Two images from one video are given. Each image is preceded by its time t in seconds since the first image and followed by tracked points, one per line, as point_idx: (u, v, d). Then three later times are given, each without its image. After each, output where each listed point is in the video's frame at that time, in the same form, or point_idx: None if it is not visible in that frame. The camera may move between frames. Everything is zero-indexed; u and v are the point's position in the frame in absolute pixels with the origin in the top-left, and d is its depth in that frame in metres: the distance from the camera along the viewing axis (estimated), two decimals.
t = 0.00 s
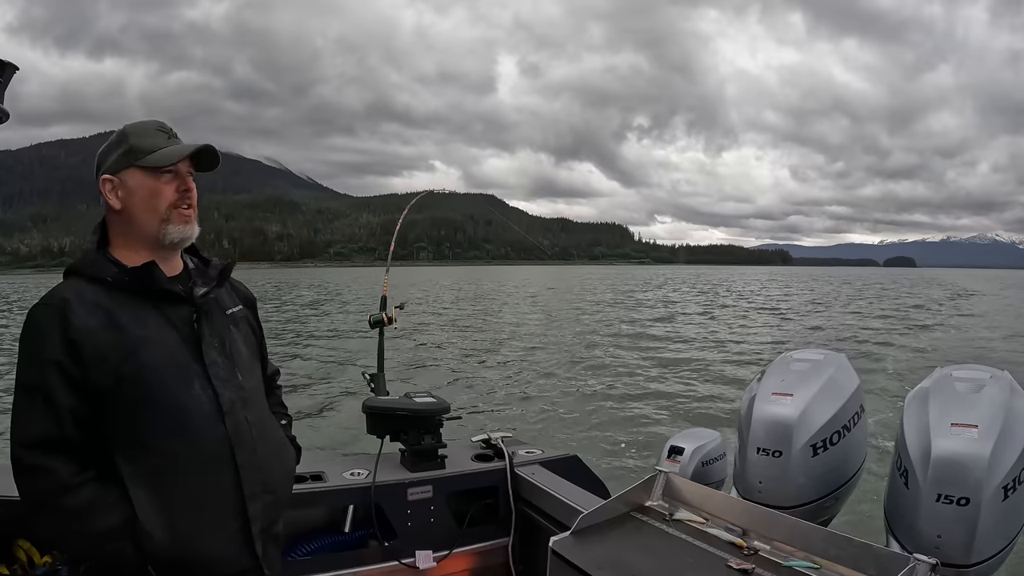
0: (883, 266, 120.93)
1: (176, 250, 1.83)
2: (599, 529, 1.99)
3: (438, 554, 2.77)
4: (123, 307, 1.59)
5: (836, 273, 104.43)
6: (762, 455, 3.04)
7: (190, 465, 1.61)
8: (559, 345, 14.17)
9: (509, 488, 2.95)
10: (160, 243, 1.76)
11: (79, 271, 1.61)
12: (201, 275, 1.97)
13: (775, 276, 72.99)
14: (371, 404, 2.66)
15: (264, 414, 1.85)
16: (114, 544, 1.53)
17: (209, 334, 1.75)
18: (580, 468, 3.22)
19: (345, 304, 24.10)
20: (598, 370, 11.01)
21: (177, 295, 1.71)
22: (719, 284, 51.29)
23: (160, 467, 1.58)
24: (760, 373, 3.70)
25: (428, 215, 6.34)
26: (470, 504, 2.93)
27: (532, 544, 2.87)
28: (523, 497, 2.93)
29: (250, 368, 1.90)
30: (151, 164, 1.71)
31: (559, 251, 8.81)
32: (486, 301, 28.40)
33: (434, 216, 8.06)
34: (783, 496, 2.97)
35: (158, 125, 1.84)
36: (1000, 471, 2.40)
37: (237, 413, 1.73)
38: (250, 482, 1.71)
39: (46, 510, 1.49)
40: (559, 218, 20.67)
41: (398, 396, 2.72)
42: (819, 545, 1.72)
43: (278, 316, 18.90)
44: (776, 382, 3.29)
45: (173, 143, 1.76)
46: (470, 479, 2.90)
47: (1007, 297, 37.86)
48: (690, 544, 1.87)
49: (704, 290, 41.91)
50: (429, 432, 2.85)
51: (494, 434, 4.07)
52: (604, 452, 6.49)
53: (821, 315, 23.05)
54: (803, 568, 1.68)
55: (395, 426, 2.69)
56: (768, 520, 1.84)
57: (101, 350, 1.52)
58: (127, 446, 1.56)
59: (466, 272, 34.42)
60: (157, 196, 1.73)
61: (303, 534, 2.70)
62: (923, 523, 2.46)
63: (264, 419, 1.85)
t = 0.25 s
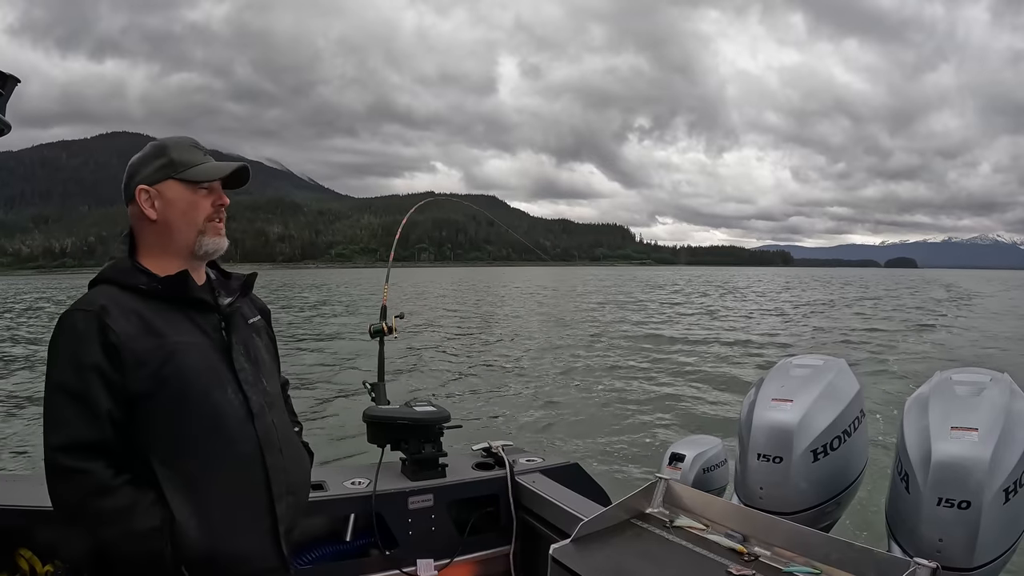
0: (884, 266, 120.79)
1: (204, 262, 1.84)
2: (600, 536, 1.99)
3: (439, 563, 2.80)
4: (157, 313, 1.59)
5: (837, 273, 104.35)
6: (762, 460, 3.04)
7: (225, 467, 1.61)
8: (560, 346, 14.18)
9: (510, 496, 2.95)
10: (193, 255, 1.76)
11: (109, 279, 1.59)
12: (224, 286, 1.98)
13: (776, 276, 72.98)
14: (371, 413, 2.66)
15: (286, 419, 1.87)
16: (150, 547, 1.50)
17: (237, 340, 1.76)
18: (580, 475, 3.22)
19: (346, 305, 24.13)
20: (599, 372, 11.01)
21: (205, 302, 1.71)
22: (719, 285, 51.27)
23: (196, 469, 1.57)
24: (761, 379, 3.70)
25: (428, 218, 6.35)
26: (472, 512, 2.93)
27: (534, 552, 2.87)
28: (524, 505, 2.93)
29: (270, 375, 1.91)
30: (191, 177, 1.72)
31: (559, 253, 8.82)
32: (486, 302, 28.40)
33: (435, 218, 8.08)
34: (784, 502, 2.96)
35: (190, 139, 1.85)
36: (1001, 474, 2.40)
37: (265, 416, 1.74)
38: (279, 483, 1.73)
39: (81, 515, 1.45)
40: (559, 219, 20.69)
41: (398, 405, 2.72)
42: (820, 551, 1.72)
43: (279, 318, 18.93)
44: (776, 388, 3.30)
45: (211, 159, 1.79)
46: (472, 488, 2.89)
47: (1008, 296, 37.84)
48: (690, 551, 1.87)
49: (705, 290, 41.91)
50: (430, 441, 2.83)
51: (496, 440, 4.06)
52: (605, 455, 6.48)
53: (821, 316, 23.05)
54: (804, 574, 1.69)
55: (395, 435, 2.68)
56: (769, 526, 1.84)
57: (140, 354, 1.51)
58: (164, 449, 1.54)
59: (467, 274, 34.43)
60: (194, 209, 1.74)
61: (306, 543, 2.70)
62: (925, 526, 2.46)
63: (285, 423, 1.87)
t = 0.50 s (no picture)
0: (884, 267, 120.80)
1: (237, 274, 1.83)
2: (601, 541, 1.99)
3: (442, 568, 2.79)
4: (199, 315, 1.58)
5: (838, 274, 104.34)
6: (763, 466, 3.04)
7: (267, 465, 1.59)
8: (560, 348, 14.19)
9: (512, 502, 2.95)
10: (232, 266, 1.76)
11: (149, 284, 1.57)
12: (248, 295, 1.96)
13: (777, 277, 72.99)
14: (372, 420, 2.66)
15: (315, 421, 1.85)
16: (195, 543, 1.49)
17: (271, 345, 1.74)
18: (581, 481, 3.21)
19: (347, 306, 24.17)
20: (599, 374, 11.02)
21: (242, 308, 1.70)
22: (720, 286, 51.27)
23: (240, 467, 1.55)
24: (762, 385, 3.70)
25: (429, 220, 6.36)
26: (473, 519, 2.92)
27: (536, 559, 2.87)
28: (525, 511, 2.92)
29: (298, 380, 1.90)
30: (234, 190, 1.74)
31: (560, 255, 8.83)
32: (486, 304, 28.42)
33: (435, 220, 8.10)
34: (786, 507, 2.96)
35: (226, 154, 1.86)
36: (1002, 477, 2.40)
37: (300, 418, 1.72)
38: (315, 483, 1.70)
39: (129, 514, 1.43)
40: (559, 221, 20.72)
41: (399, 411, 2.72)
42: (820, 555, 1.72)
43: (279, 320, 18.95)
44: (776, 394, 3.30)
45: (252, 176, 1.83)
46: (473, 495, 2.89)
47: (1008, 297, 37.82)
48: (691, 556, 1.87)
49: (705, 292, 41.93)
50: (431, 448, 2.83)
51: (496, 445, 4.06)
52: (606, 458, 6.49)
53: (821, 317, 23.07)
54: None
55: (397, 442, 2.67)
56: (770, 530, 1.84)
57: (186, 354, 1.49)
58: (209, 448, 1.52)
59: (467, 275, 34.48)
60: (236, 221, 1.75)
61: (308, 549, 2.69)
62: (925, 530, 2.46)
63: (315, 427, 1.85)
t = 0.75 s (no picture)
0: (885, 268, 120.79)
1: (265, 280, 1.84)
2: (602, 544, 1.99)
3: (443, 570, 2.78)
4: (239, 313, 1.60)
5: (839, 276, 104.24)
6: (764, 468, 3.04)
7: (309, 458, 1.61)
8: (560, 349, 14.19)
9: (512, 504, 2.95)
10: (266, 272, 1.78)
11: (188, 283, 1.58)
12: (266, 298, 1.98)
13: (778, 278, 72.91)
14: (374, 422, 2.66)
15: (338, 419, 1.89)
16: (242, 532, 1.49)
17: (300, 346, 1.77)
18: (582, 484, 3.21)
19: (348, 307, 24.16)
20: (600, 375, 11.02)
21: (273, 309, 1.73)
22: (722, 288, 51.18)
23: (285, 459, 1.56)
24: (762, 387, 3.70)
25: (430, 221, 6.36)
26: (474, 521, 2.92)
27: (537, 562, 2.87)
28: (526, 513, 2.93)
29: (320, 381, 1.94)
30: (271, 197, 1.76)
31: (561, 256, 8.83)
32: (488, 305, 28.40)
33: (437, 221, 8.10)
34: (787, 510, 2.96)
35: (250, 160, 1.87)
36: (1002, 479, 2.40)
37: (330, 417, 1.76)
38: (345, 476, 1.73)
39: (180, 504, 1.43)
40: (560, 222, 20.73)
41: (400, 414, 2.72)
42: (821, 557, 1.72)
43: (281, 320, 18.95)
44: (777, 397, 3.30)
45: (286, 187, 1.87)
46: (474, 497, 2.90)
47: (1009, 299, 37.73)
48: (692, 559, 1.87)
49: (706, 293, 41.92)
50: (433, 450, 2.83)
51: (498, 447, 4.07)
52: (607, 460, 6.49)
53: (822, 319, 23.03)
54: None
55: (398, 443, 2.67)
56: (771, 534, 1.84)
57: (235, 350, 1.51)
58: (256, 441, 1.54)
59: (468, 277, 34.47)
60: (273, 228, 1.78)
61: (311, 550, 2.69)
62: (926, 532, 2.46)
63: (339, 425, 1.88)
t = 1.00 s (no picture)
0: (886, 269, 120.77)
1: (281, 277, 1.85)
2: (603, 543, 1.99)
3: (443, 569, 2.78)
4: (262, 306, 1.60)
5: (841, 276, 104.18)
6: (765, 468, 3.04)
7: (330, 449, 1.62)
8: (561, 350, 14.19)
9: (512, 503, 2.95)
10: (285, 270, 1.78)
11: (210, 273, 1.57)
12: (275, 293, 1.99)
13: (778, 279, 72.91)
14: (374, 420, 2.66)
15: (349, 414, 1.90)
16: (266, 521, 1.48)
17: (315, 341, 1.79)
18: (582, 482, 3.21)
19: (349, 308, 24.18)
20: (601, 376, 11.02)
21: (292, 304, 1.74)
22: (722, 289, 51.15)
23: (309, 450, 1.57)
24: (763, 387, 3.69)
25: (431, 221, 6.37)
26: (475, 519, 2.92)
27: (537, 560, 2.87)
28: (526, 511, 2.93)
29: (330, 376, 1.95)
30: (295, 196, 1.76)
31: (562, 256, 8.83)
32: (488, 306, 28.41)
33: (438, 222, 8.11)
34: (788, 510, 2.96)
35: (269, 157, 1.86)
36: (1004, 480, 2.40)
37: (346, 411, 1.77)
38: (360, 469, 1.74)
39: (206, 493, 1.41)
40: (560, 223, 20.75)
41: (400, 412, 2.72)
42: (822, 557, 1.72)
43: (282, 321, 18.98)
44: (779, 396, 3.29)
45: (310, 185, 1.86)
46: (474, 495, 2.90)
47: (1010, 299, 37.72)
48: (693, 558, 1.87)
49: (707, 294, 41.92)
50: (433, 448, 2.84)
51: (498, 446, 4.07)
52: (608, 460, 6.49)
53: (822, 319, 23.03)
54: None
55: (398, 442, 2.68)
56: (772, 533, 1.84)
57: (262, 341, 1.52)
58: (280, 431, 1.54)
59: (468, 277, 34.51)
60: (294, 227, 1.78)
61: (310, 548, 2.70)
62: (928, 533, 2.46)
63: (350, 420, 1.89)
